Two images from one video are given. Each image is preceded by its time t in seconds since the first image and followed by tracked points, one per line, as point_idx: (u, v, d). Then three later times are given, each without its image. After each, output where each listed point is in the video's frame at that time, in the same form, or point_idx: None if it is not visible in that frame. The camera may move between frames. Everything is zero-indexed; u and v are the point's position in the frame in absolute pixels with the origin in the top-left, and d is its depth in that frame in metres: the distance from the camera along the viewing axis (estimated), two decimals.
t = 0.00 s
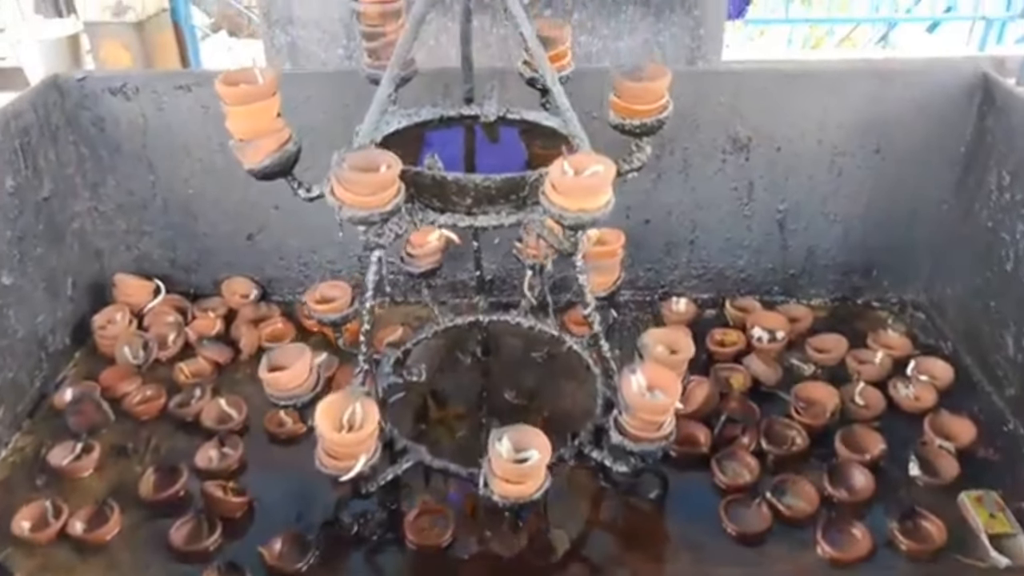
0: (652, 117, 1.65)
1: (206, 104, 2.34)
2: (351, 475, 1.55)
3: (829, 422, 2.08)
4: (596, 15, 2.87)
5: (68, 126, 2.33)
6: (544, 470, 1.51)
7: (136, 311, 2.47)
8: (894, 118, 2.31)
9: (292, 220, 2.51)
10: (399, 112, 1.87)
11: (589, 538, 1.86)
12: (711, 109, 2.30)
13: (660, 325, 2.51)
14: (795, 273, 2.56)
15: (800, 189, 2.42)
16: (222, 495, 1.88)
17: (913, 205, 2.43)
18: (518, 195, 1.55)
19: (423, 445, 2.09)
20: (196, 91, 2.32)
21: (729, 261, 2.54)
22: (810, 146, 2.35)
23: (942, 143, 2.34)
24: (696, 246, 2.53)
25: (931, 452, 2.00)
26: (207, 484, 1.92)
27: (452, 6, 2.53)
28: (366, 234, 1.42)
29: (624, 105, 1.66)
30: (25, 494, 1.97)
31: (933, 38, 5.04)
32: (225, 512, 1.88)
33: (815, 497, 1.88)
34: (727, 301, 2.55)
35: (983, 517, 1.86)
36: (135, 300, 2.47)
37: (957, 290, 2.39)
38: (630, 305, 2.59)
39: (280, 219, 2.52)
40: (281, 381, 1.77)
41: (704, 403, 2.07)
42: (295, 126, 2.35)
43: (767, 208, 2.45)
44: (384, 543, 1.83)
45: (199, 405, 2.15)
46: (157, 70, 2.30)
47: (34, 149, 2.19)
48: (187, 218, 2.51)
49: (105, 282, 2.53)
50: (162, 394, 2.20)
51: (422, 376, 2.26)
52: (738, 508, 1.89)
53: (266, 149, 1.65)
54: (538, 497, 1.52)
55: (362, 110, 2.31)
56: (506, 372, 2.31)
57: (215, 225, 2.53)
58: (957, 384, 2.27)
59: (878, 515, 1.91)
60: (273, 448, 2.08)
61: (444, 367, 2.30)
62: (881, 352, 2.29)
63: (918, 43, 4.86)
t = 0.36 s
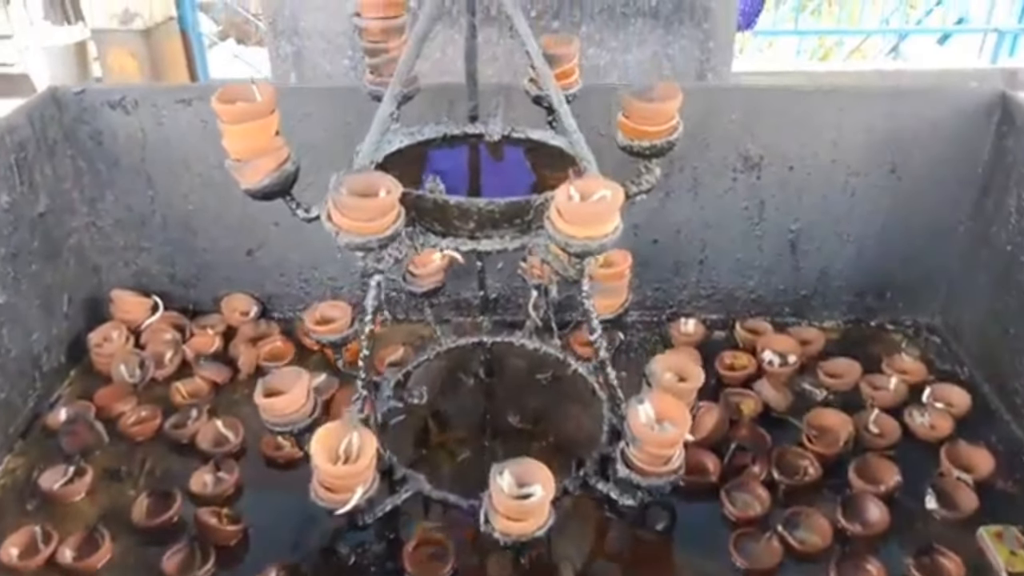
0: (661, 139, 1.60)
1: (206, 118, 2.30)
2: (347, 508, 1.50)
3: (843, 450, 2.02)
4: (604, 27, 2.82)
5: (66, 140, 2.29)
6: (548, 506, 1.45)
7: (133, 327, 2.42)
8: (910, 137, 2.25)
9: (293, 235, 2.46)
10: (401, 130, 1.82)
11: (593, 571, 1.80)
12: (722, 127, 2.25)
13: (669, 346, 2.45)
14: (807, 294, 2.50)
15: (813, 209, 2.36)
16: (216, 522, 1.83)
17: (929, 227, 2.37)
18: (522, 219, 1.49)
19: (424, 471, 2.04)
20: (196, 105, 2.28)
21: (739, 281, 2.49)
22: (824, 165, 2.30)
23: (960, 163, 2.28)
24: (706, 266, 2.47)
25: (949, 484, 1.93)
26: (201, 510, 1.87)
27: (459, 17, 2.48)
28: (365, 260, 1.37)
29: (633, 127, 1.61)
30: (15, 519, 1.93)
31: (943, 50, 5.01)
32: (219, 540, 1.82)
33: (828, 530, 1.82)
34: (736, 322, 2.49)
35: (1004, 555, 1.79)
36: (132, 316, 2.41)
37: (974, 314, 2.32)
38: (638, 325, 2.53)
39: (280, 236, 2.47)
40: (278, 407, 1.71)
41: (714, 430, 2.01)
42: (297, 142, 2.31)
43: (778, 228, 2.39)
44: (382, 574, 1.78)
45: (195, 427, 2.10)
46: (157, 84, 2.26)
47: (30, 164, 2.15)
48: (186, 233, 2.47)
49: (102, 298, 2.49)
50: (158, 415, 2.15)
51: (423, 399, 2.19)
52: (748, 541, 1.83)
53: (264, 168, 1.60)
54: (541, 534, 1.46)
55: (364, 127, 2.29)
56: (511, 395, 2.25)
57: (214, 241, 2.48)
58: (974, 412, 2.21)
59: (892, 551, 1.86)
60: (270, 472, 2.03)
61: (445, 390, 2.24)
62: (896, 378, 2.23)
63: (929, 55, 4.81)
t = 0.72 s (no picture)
0: (671, 164, 1.55)
1: (205, 136, 2.26)
2: (343, 546, 1.45)
3: (857, 483, 1.96)
4: (611, 42, 2.81)
5: (64, 158, 2.25)
6: (551, 548, 1.39)
7: (130, 348, 2.38)
8: (926, 160, 2.20)
9: (294, 255, 2.42)
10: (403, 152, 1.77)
11: None
12: (732, 148, 2.20)
13: (676, 371, 2.39)
14: (818, 319, 2.44)
15: (825, 232, 2.31)
16: (210, 555, 1.78)
17: (944, 251, 2.31)
18: (526, 248, 1.44)
19: (424, 500, 1.99)
20: (196, 123, 2.24)
21: (749, 304, 2.43)
22: (837, 188, 2.24)
23: (977, 187, 2.22)
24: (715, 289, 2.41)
25: (966, 518, 1.86)
26: (194, 542, 1.82)
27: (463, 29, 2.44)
28: (362, 291, 1.32)
29: (642, 152, 1.55)
30: (5, 548, 1.88)
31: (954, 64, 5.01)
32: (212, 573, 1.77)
33: (840, 567, 1.73)
34: (746, 347, 2.43)
35: None
36: (129, 337, 2.37)
37: (991, 342, 2.26)
38: (645, 348, 2.47)
39: (281, 255, 2.42)
40: (272, 437, 1.67)
41: (723, 461, 1.95)
42: (298, 160, 2.27)
43: (789, 251, 2.34)
44: None
45: (191, 453, 2.05)
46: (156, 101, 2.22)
47: (26, 183, 2.11)
48: (185, 252, 2.42)
49: (99, 317, 2.44)
50: (153, 440, 2.10)
51: (424, 426, 2.16)
52: None
53: (261, 193, 1.55)
54: None
55: (366, 144, 2.23)
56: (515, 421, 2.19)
57: (213, 260, 2.43)
58: (991, 443, 2.14)
59: None
60: (266, 501, 1.98)
61: (447, 416, 2.18)
62: (911, 407, 2.16)
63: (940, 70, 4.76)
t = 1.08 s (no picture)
0: (677, 192, 1.50)
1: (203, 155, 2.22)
2: None
3: (867, 517, 1.90)
4: (616, 58, 3.00)
5: (59, 176, 2.21)
6: None
7: (123, 369, 2.34)
8: (938, 184, 2.14)
9: (293, 275, 2.37)
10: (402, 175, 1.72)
11: None
12: (740, 171, 2.15)
13: (680, 396, 2.33)
14: (826, 343, 2.39)
15: (834, 256, 2.25)
16: None
17: (957, 276, 2.25)
18: (527, 278, 1.39)
19: (421, 530, 1.94)
20: (193, 141, 2.20)
21: (756, 328, 2.38)
22: (847, 211, 2.19)
23: (990, 211, 2.16)
24: (721, 312, 2.36)
25: (981, 556, 1.80)
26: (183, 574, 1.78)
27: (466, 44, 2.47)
28: (356, 324, 1.27)
29: (646, 179, 1.50)
30: None
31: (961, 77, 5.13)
32: None
33: None
34: (753, 372, 2.38)
35: None
36: (123, 358, 2.33)
37: (1004, 369, 2.21)
38: (650, 372, 2.42)
39: (279, 275, 2.38)
40: (266, 468, 1.61)
41: (730, 492, 1.90)
42: (298, 179, 2.24)
43: (797, 275, 2.29)
44: None
45: (183, 480, 2.01)
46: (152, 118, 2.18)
47: (19, 202, 2.07)
48: (181, 272, 2.38)
49: (93, 337, 2.40)
50: (145, 465, 2.06)
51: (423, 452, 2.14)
52: None
53: (255, 218, 1.51)
54: None
55: (366, 162, 2.20)
56: (515, 447, 2.15)
57: (210, 279, 2.39)
58: (1005, 475, 2.08)
59: None
60: (259, 530, 1.93)
61: (446, 443, 2.15)
62: (922, 437, 2.11)
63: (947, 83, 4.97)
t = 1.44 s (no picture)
0: (682, 219, 1.46)
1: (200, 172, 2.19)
2: None
3: (876, 548, 1.85)
4: (620, 71, 3.21)
5: (53, 193, 2.18)
6: None
7: (118, 389, 2.30)
8: (948, 205, 2.10)
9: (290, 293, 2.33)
10: (400, 198, 1.69)
11: None
12: (746, 191, 2.11)
13: (685, 420, 2.29)
14: (834, 366, 2.34)
15: (843, 277, 2.21)
16: None
17: (967, 298, 2.20)
18: (528, 306, 1.35)
19: (419, 557, 1.89)
20: (190, 158, 2.17)
21: (763, 350, 2.33)
22: (855, 232, 2.15)
23: (1002, 233, 2.11)
24: (726, 334, 2.32)
25: None
26: None
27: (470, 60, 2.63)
28: (350, 356, 1.23)
29: (650, 204, 1.46)
30: None
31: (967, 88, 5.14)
32: None
33: None
34: (759, 396, 2.34)
35: None
36: (118, 377, 2.30)
37: (1015, 395, 2.16)
38: (654, 394, 2.38)
39: (276, 293, 2.34)
40: (261, 500, 1.58)
41: (736, 522, 1.86)
42: (296, 199, 2.21)
43: (804, 296, 2.24)
44: None
45: (177, 504, 1.97)
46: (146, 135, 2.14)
47: (13, 220, 2.04)
48: (178, 289, 2.35)
49: (88, 355, 2.37)
50: (138, 489, 2.02)
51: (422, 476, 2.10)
52: None
53: (249, 242, 1.47)
54: None
55: (366, 180, 2.17)
56: (515, 471, 2.11)
57: (207, 298, 2.36)
58: (1017, 504, 2.03)
59: None
60: (253, 557, 1.89)
61: (445, 467, 2.11)
62: (932, 463, 2.07)
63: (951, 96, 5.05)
